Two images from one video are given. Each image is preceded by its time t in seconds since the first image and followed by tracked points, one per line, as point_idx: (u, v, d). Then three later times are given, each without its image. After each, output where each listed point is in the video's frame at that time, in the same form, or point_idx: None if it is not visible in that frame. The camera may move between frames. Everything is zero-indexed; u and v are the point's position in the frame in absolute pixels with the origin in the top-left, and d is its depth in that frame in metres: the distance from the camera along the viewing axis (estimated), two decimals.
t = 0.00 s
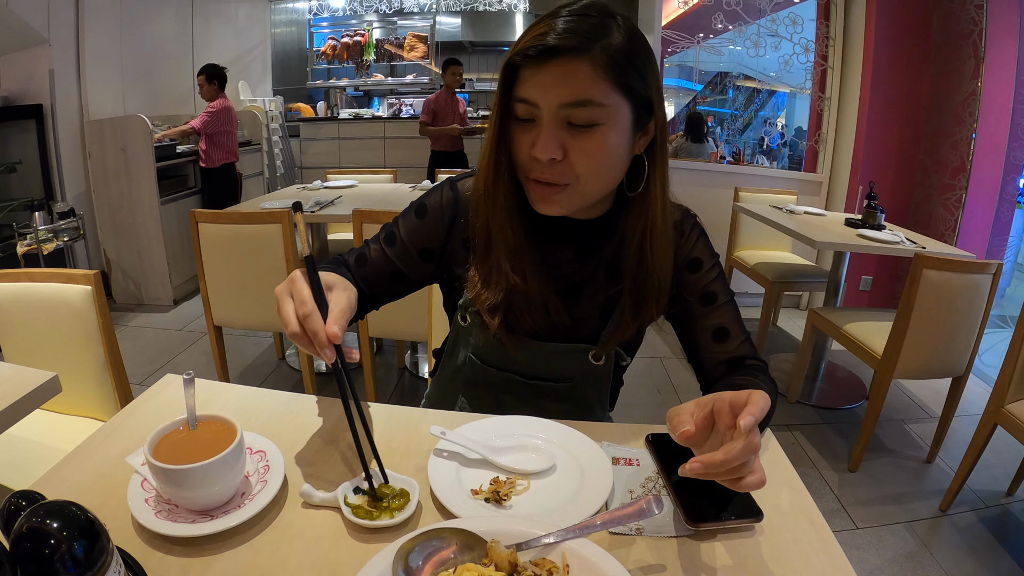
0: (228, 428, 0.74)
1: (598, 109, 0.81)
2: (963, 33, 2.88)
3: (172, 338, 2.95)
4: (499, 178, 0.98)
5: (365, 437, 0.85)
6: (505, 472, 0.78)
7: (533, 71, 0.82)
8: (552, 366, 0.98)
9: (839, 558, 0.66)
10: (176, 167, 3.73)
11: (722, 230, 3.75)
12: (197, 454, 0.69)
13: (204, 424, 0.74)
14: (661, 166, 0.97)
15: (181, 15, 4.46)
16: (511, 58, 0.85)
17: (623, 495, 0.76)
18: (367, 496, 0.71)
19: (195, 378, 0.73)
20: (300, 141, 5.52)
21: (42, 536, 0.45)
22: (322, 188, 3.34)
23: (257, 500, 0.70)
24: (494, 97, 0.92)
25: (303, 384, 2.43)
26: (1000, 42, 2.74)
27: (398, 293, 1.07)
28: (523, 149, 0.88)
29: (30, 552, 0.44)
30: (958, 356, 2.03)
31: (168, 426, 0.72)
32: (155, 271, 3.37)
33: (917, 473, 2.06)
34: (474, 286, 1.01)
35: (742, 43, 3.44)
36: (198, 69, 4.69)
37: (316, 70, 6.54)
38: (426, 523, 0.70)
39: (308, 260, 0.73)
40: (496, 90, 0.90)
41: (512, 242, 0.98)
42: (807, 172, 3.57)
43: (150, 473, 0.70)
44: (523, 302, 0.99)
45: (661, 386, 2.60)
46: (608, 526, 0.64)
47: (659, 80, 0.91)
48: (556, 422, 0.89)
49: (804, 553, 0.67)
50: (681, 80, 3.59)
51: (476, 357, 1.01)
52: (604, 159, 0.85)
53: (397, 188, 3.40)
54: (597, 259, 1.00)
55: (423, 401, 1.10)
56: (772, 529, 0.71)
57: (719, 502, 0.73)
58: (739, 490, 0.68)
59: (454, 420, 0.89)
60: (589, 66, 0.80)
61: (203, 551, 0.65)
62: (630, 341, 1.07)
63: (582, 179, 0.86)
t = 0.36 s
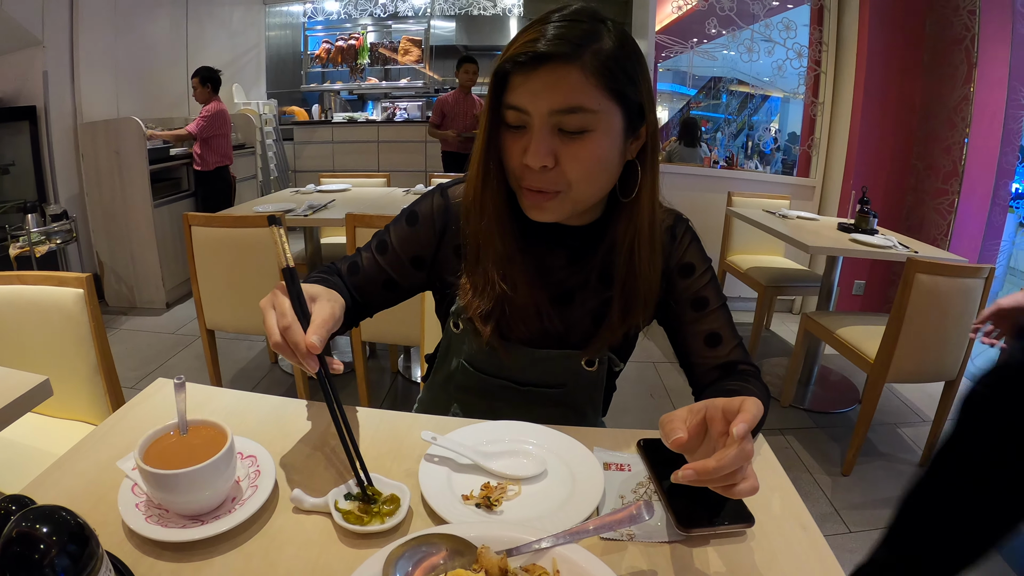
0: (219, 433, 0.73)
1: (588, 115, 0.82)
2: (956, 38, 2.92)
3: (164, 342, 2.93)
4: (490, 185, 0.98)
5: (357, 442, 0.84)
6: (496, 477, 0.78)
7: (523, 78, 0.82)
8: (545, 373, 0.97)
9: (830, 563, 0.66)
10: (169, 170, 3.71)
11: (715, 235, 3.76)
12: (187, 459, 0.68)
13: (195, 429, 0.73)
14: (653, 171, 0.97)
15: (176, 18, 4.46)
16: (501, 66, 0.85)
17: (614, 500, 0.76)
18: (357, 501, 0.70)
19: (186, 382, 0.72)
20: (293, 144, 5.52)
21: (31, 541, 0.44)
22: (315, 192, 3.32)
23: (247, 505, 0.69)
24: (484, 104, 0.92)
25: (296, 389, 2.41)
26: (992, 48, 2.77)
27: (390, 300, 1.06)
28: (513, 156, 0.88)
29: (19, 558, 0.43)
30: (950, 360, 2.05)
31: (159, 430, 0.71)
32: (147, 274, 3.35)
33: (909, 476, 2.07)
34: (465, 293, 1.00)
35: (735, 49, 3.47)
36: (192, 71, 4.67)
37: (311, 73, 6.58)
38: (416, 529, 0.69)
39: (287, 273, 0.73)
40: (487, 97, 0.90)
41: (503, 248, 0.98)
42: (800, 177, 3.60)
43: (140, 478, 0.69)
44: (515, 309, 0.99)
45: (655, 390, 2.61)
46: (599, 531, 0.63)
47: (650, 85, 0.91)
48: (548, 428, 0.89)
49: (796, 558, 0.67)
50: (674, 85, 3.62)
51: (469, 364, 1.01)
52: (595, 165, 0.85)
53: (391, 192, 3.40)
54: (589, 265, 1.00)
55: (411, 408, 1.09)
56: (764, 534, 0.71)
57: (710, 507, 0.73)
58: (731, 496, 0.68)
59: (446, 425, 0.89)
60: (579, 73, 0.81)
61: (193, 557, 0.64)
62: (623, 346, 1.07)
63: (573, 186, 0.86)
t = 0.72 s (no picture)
0: (214, 436, 0.73)
1: (591, 123, 0.82)
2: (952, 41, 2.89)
3: (159, 344, 2.91)
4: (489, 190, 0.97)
5: (352, 445, 0.84)
6: (492, 481, 0.78)
7: (526, 87, 0.81)
8: (541, 377, 0.97)
9: (824, 565, 0.66)
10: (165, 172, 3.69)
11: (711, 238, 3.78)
12: (183, 461, 0.68)
13: (190, 432, 0.73)
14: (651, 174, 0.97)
15: (172, 19, 4.45)
16: (503, 73, 0.84)
17: (608, 504, 0.76)
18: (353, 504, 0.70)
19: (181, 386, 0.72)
20: (290, 147, 5.51)
21: (27, 544, 0.43)
22: (311, 194, 3.31)
23: (242, 508, 0.69)
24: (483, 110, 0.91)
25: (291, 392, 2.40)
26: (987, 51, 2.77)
27: (388, 306, 1.05)
28: (515, 164, 0.88)
29: (11, 562, 0.42)
30: (945, 363, 2.05)
31: (154, 433, 0.71)
32: (143, 276, 3.33)
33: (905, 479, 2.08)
34: (463, 298, 1.00)
35: (731, 52, 3.48)
36: (188, 73, 4.66)
37: (307, 76, 6.56)
38: (412, 532, 0.69)
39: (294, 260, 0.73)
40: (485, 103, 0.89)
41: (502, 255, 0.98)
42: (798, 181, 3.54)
43: (135, 480, 0.69)
44: (514, 314, 0.99)
45: (652, 393, 2.61)
46: (591, 534, 0.64)
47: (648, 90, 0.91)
48: (543, 431, 0.89)
49: (790, 561, 0.67)
50: (670, 88, 3.67)
51: (465, 367, 1.01)
52: (597, 172, 0.85)
53: (387, 194, 3.40)
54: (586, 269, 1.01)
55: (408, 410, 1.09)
56: (759, 537, 0.71)
57: (704, 509, 0.73)
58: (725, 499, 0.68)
59: (441, 428, 0.89)
60: (583, 81, 0.80)
61: (188, 560, 0.64)
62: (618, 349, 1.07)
63: (576, 193, 0.87)
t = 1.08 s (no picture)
0: (214, 438, 0.73)
1: (604, 126, 0.80)
2: (949, 44, 2.94)
3: (157, 346, 2.91)
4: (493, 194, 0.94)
5: (352, 446, 0.84)
6: (490, 482, 0.78)
7: (537, 90, 0.79)
8: (545, 379, 0.97)
9: (821, 566, 0.66)
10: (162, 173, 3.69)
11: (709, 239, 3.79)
12: (182, 462, 0.68)
13: (190, 433, 0.73)
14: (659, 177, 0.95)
15: (171, 21, 4.45)
16: (514, 73, 0.81)
17: (607, 505, 0.76)
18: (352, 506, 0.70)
19: (181, 387, 0.71)
20: (289, 148, 5.51)
21: (27, 545, 0.42)
22: (309, 196, 3.31)
23: (242, 509, 0.69)
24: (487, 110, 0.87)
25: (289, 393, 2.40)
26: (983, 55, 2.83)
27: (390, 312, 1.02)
28: (525, 167, 0.85)
29: (12, 563, 0.42)
30: (942, 365, 2.06)
31: (153, 434, 0.71)
32: (141, 278, 3.33)
33: (903, 480, 2.08)
34: (466, 304, 0.98)
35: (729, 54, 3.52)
36: (187, 74, 4.66)
37: (305, 78, 6.58)
38: (411, 533, 0.69)
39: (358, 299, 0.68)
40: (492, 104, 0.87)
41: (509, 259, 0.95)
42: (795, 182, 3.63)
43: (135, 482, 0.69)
44: (520, 319, 0.97)
45: (650, 395, 2.61)
46: (591, 535, 0.64)
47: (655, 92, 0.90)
48: (542, 432, 0.89)
49: (788, 561, 0.67)
50: (669, 90, 3.68)
51: (466, 371, 1.00)
52: (609, 177, 0.83)
53: (385, 196, 3.40)
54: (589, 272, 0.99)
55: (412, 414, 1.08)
56: (756, 539, 0.71)
57: (702, 511, 0.73)
58: (724, 496, 0.68)
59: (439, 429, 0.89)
60: (595, 84, 0.79)
61: (188, 561, 0.64)
62: (618, 351, 1.07)
63: (587, 198, 0.85)
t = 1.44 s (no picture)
0: (215, 438, 0.73)
1: (620, 127, 0.80)
2: (948, 46, 2.96)
3: (157, 346, 2.91)
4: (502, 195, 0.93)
5: (353, 446, 0.84)
6: (491, 482, 0.78)
7: (554, 89, 0.79)
8: (547, 383, 0.97)
9: (821, 566, 0.66)
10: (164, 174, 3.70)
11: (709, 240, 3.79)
12: (183, 463, 0.68)
13: (191, 433, 0.73)
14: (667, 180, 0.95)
15: (172, 22, 4.46)
16: (529, 73, 0.81)
17: (607, 505, 0.76)
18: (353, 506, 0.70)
19: (181, 388, 0.71)
20: (289, 149, 5.51)
21: (29, 545, 0.42)
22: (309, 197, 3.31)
23: (243, 509, 0.69)
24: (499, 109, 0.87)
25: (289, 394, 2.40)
26: (983, 56, 2.83)
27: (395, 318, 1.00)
28: (538, 169, 0.85)
29: (14, 563, 0.42)
30: (942, 365, 2.06)
31: (154, 435, 0.71)
32: (141, 278, 3.33)
33: (903, 481, 2.08)
34: (471, 308, 0.97)
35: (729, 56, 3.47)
36: (187, 75, 4.66)
37: (305, 79, 6.58)
38: (412, 533, 0.69)
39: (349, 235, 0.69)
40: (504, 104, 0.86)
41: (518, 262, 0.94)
42: (793, 183, 3.64)
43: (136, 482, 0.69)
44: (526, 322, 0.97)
45: (650, 396, 2.61)
46: (592, 535, 0.64)
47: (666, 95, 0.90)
48: (542, 432, 0.89)
49: (788, 561, 0.67)
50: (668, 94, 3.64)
51: (467, 375, 1.00)
52: (623, 179, 0.83)
53: (385, 197, 3.40)
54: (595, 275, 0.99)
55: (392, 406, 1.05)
56: (756, 539, 0.71)
57: (702, 512, 0.73)
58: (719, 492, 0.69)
59: (440, 430, 0.89)
60: (611, 85, 0.79)
61: (189, 561, 0.64)
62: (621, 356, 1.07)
63: (600, 200, 0.85)
